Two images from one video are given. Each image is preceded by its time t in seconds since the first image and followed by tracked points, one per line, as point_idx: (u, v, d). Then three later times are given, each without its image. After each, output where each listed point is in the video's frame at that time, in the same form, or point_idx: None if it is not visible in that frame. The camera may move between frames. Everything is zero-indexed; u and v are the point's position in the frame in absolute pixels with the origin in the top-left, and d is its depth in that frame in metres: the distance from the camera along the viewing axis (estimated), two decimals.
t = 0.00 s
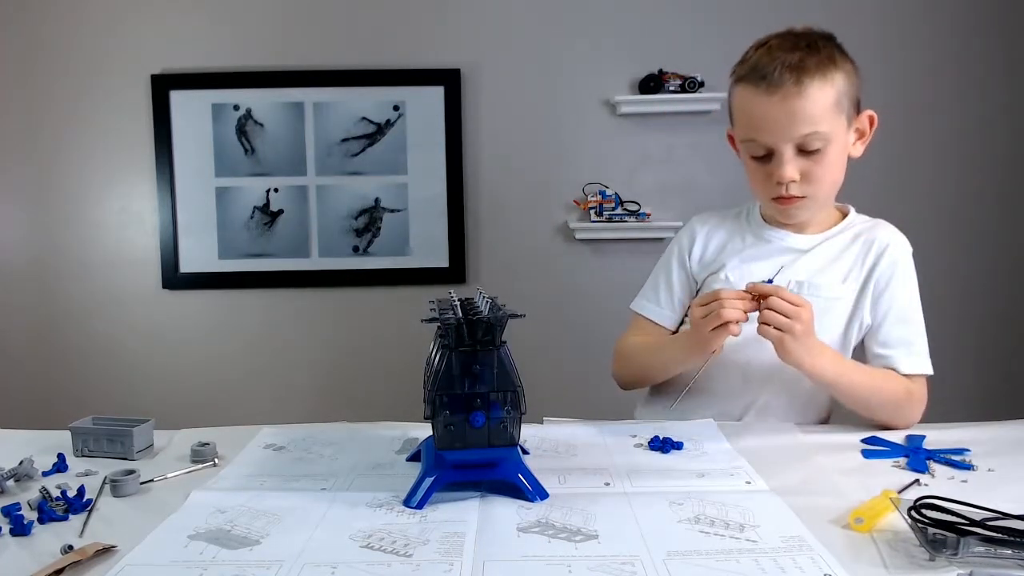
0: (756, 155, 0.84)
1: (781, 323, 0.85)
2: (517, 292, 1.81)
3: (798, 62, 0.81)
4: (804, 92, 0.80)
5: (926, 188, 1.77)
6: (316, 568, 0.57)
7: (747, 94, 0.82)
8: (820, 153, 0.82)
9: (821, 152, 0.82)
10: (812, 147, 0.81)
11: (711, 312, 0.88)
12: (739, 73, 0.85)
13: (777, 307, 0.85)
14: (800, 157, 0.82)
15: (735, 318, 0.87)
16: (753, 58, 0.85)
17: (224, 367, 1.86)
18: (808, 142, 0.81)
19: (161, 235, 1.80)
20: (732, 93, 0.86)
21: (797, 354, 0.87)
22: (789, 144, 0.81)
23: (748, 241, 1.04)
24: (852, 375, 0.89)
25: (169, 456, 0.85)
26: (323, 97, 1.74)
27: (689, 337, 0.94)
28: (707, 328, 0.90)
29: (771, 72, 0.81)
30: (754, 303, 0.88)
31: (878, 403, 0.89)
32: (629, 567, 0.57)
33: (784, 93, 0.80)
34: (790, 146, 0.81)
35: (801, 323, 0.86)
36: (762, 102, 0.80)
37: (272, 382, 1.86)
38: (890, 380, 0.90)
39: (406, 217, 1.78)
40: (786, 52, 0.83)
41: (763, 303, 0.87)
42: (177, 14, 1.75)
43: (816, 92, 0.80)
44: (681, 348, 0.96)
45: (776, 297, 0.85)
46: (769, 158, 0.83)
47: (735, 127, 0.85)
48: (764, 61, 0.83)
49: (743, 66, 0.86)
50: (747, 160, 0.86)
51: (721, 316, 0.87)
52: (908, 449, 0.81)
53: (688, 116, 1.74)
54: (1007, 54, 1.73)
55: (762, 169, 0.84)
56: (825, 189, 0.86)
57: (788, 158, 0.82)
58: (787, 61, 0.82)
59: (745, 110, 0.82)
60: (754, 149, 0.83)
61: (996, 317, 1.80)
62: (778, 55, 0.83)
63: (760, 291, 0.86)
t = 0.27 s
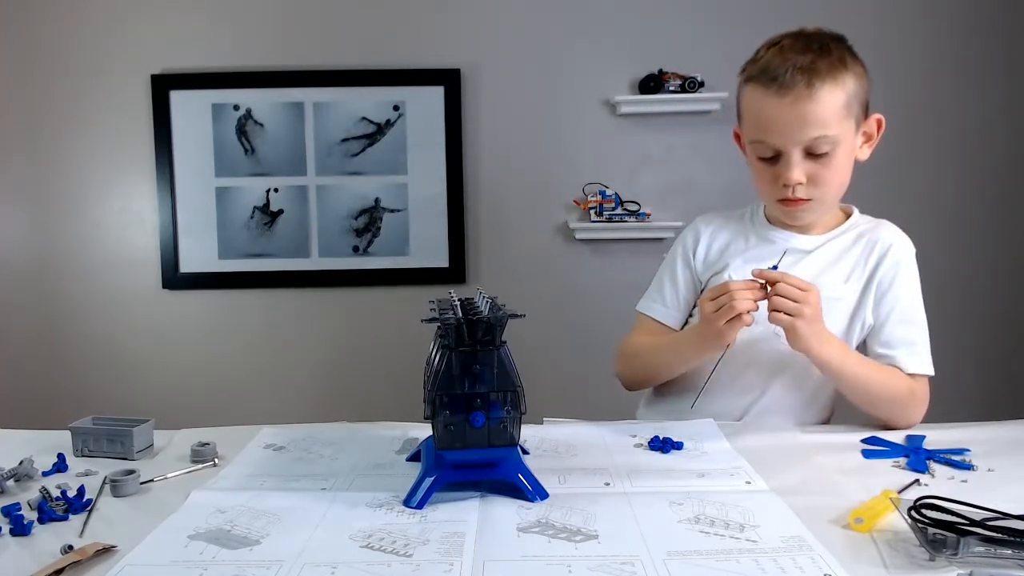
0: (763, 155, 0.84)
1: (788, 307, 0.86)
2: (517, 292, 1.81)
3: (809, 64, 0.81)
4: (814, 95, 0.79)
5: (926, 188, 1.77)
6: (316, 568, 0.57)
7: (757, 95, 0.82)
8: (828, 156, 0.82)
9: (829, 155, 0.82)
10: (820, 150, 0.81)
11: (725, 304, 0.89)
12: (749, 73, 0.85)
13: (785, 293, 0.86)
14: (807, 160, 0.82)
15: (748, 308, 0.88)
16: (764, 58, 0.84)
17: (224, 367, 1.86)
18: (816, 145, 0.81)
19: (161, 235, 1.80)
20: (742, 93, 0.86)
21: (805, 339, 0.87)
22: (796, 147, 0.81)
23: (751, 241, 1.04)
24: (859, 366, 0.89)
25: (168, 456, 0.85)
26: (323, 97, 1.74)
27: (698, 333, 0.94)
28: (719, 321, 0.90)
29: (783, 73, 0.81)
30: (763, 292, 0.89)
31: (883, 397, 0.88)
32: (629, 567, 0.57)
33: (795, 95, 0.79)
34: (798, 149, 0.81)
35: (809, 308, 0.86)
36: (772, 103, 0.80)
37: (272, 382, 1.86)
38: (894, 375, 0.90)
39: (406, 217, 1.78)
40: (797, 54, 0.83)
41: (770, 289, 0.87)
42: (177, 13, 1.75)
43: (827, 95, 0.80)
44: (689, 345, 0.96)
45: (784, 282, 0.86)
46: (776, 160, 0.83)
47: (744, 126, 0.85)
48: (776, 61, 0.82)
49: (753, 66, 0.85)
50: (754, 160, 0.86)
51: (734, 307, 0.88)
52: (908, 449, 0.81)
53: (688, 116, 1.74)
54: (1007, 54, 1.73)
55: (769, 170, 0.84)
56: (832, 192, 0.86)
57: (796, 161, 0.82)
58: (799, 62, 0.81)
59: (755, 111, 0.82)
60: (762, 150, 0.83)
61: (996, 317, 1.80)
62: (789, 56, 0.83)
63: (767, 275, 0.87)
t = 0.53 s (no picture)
0: (769, 156, 0.84)
1: (798, 298, 0.86)
2: (517, 293, 1.81)
3: (817, 66, 0.81)
4: (821, 98, 0.79)
5: (926, 188, 1.77)
6: (316, 568, 0.57)
7: (764, 96, 0.82)
8: (834, 159, 0.82)
9: (835, 158, 0.82)
10: (827, 152, 0.81)
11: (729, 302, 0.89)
12: (757, 74, 0.85)
13: (797, 285, 0.86)
14: (814, 162, 0.82)
15: (751, 307, 0.88)
16: (772, 59, 0.84)
17: (224, 367, 1.86)
18: (823, 148, 0.81)
19: (161, 235, 1.80)
20: (749, 93, 0.86)
21: (814, 332, 0.87)
22: (803, 149, 0.81)
23: (754, 242, 1.04)
24: (864, 360, 0.89)
25: (168, 456, 0.85)
26: (323, 97, 1.74)
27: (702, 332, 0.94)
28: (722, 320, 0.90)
29: (790, 74, 0.81)
30: (766, 291, 0.89)
31: (887, 394, 0.88)
32: (629, 567, 0.57)
33: (802, 98, 0.79)
34: (804, 151, 0.81)
35: (820, 300, 0.86)
36: (779, 105, 0.80)
37: (272, 382, 1.86)
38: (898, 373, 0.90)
39: (406, 217, 1.78)
40: (806, 56, 0.83)
41: (781, 280, 0.87)
42: (177, 13, 1.75)
43: (834, 98, 0.80)
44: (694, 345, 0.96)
45: (795, 273, 0.86)
46: (783, 161, 0.83)
47: (750, 127, 0.85)
48: (784, 63, 0.82)
49: (761, 67, 0.85)
50: (760, 161, 0.86)
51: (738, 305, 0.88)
52: (908, 449, 0.81)
53: (688, 116, 1.74)
54: (1007, 54, 1.73)
55: (774, 172, 0.84)
56: (837, 194, 0.86)
57: (802, 163, 0.82)
58: (807, 65, 0.81)
59: (762, 113, 0.82)
60: (768, 151, 0.83)
61: (996, 317, 1.80)
62: (798, 58, 0.83)
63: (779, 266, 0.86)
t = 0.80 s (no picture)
0: (773, 158, 0.84)
1: (804, 296, 0.86)
2: (517, 293, 1.81)
3: (822, 68, 0.81)
4: (826, 100, 0.79)
5: (926, 188, 1.77)
6: (316, 569, 0.57)
7: (768, 98, 0.82)
8: (837, 161, 0.82)
9: (838, 160, 0.82)
10: (830, 155, 0.81)
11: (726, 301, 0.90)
12: (761, 74, 0.84)
13: (802, 283, 0.86)
14: (816, 164, 0.82)
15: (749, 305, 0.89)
16: (778, 60, 0.84)
17: (224, 367, 1.86)
18: (826, 150, 0.81)
19: (161, 235, 1.80)
20: (754, 94, 0.86)
21: (817, 329, 0.87)
22: (805, 151, 0.81)
23: (757, 241, 1.04)
24: (866, 359, 0.89)
25: (168, 456, 0.85)
26: (323, 97, 1.74)
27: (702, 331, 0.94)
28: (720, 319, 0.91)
29: (795, 76, 0.80)
30: (763, 291, 0.89)
31: (888, 394, 0.88)
32: (629, 567, 0.57)
33: (805, 100, 0.79)
34: (807, 154, 0.81)
35: (825, 299, 0.86)
36: (783, 107, 0.80)
37: (271, 382, 1.86)
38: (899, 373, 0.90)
39: (406, 217, 1.78)
40: (811, 57, 0.82)
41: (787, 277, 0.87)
42: (177, 13, 1.75)
43: (838, 101, 0.80)
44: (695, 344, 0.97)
45: (802, 270, 0.86)
46: (785, 163, 0.83)
47: (755, 128, 0.85)
48: (789, 64, 0.82)
49: (766, 68, 0.85)
50: (764, 162, 0.86)
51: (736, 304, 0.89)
52: (908, 449, 0.81)
53: (688, 116, 1.74)
54: (1007, 54, 1.73)
55: (778, 173, 0.84)
56: (841, 197, 0.86)
57: (805, 165, 0.82)
58: (811, 66, 0.81)
59: (765, 114, 0.82)
60: (771, 153, 0.83)
61: (995, 317, 1.80)
62: (803, 59, 0.82)
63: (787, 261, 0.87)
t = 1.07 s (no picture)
0: (774, 157, 0.84)
1: (800, 302, 0.85)
2: (517, 293, 1.81)
3: (826, 68, 0.81)
4: (828, 100, 0.79)
5: (926, 188, 1.77)
6: (316, 569, 0.57)
7: (770, 97, 0.82)
8: (839, 161, 0.82)
9: (841, 161, 0.82)
10: (831, 155, 0.81)
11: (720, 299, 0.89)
12: (765, 74, 0.85)
13: (799, 288, 0.85)
14: (818, 164, 0.82)
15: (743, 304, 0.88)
16: (782, 59, 0.84)
17: (224, 367, 1.86)
18: (827, 150, 0.81)
19: (161, 235, 1.80)
20: (757, 93, 0.85)
21: (814, 332, 0.87)
22: (807, 151, 0.81)
23: (757, 240, 1.04)
24: (864, 361, 0.89)
25: (168, 456, 0.85)
26: (324, 97, 1.74)
27: (700, 328, 0.95)
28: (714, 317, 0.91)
29: (798, 75, 0.80)
30: (760, 291, 0.89)
31: (888, 396, 0.89)
32: (629, 567, 0.57)
33: (808, 99, 0.79)
34: (808, 154, 0.81)
35: (822, 305, 0.85)
36: (785, 106, 0.80)
37: (271, 382, 1.86)
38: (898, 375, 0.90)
39: (406, 217, 1.78)
40: (815, 57, 0.82)
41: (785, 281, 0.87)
42: (176, 13, 1.75)
43: (841, 101, 0.79)
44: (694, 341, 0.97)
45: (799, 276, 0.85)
46: (787, 163, 0.83)
47: (757, 127, 0.85)
48: (792, 64, 0.82)
49: (769, 67, 0.85)
50: (766, 161, 0.86)
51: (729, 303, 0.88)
52: (908, 449, 0.81)
53: (688, 116, 1.74)
54: (1007, 54, 1.73)
55: (779, 173, 0.84)
56: (843, 197, 0.86)
57: (806, 165, 0.82)
58: (815, 66, 0.81)
59: (768, 113, 0.82)
60: (773, 152, 0.83)
61: (995, 317, 1.80)
62: (807, 59, 0.82)
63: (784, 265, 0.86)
